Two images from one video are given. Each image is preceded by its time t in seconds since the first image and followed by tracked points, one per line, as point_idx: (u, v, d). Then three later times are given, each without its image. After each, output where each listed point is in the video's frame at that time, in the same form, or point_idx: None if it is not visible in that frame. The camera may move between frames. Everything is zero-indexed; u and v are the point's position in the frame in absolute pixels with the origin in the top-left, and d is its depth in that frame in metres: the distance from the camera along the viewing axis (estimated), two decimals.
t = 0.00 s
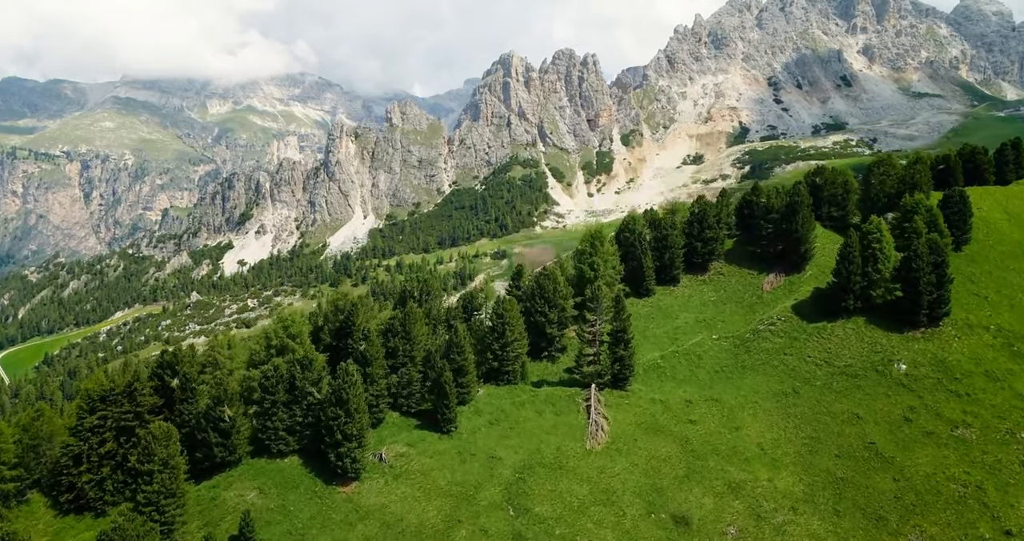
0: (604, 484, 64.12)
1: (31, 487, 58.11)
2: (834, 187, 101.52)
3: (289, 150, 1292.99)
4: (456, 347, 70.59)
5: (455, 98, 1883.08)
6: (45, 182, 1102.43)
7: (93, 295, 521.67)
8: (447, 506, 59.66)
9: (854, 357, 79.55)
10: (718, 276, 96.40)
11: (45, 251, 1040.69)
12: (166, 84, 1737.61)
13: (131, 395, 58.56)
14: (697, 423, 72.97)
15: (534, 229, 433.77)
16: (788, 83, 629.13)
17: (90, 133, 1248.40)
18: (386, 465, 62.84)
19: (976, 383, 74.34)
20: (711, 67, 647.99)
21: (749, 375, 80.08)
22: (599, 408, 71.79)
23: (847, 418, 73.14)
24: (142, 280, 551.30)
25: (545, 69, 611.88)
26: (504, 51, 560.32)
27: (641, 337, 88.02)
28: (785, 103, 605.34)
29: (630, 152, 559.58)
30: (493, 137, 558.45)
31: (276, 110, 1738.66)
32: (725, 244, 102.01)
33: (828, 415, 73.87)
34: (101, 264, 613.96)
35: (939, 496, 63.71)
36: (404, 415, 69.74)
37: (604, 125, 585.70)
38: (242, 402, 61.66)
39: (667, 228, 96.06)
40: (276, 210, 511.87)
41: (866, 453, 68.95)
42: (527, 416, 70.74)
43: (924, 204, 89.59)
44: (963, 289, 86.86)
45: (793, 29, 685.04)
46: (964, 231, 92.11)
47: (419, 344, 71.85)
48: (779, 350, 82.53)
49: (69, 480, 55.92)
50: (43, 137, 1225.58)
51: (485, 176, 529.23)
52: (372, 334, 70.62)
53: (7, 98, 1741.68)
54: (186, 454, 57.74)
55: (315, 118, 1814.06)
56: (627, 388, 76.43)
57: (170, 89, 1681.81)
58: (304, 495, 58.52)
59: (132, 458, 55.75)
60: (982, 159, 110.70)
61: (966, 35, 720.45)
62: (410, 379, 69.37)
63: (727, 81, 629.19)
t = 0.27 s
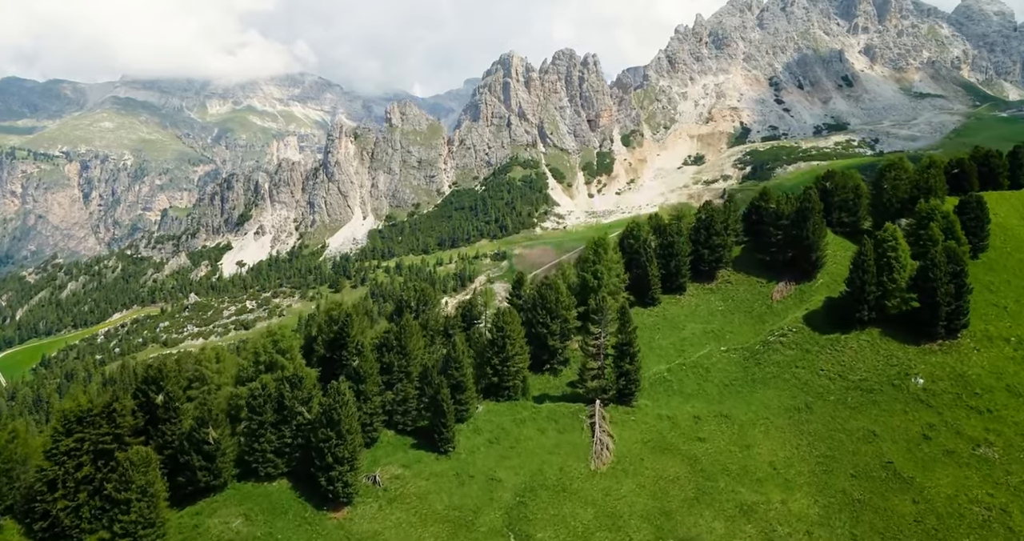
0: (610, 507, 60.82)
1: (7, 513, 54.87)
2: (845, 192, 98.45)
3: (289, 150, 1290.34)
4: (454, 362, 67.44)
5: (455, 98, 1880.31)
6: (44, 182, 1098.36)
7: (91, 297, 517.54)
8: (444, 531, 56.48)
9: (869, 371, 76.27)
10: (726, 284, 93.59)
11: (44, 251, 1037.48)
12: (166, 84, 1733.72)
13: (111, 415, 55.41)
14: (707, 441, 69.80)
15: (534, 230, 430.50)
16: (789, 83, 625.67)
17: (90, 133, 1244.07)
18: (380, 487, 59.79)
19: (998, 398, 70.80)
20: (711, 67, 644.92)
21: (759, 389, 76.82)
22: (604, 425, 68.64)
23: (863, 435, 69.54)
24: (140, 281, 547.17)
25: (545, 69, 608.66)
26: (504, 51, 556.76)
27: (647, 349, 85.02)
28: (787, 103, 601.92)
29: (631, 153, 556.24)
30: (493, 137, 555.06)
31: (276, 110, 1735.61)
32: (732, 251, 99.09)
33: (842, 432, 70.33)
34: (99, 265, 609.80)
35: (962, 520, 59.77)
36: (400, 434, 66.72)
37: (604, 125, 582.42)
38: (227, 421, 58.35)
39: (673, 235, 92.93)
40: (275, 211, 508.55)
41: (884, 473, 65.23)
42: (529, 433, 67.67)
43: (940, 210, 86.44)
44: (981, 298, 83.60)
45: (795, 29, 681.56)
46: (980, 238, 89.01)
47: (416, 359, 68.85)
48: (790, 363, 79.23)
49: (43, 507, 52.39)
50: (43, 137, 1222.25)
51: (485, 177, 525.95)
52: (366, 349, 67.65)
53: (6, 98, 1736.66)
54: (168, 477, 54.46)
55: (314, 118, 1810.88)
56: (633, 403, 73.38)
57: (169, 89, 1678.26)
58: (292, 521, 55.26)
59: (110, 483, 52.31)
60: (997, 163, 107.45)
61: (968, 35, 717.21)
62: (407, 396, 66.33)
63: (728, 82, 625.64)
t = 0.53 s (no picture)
0: (616, 532, 57.49)
1: None
2: (856, 197, 95.43)
3: (289, 151, 1287.92)
4: (452, 379, 64.42)
5: (455, 98, 1877.32)
6: (43, 182, 1094.87)
7: (88, 298, 513.75)
8: None
9: (884, 385, 72.91)
10: (734, 293, 90.90)
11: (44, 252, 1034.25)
12: (165, 84, 1730.55)
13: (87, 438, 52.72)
14: (716, 461, 66.47)
15: (535, 232, 427.12)
16: (790, 83, 622.07)
17: (89, 133, 1240.59)
18: (373, 512, 56.75)
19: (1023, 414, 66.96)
20: (712, 67, 641.80)
21: (770, 405, 73.59)
22: (608, 443, 65.42)
23: (881, 454, 65.75)
24: (139, 282, 543.54)
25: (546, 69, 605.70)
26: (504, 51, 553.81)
27: (652, 361, 82.13)
28: (788, 103, 598.66)
29: (631, 153, 552.96)
30: (493, 138, 551.70)
31: (276, 110, 1732.61)
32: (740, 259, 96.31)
33: (858, 450, 66.65)
34: (98, 266, 606.26)
35: None
36: (396, 454, 63.72)
37: (605, 126, 579.26)
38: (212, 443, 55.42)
39: (679, 243, 90.11)
40: (273, 212, 505.84)
41: (903, 494, 61.35)
42: (531, 452, 64.64)
43: (957, 217, 83.22)
44: (1001, 308, 80.29)
45: (796, 29, 678.45)
46: (998, 245, 85.83)
47: (411, 376, 66.03)
48: (802, 378, 76.02)
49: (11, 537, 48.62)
50: (42, 137, 1219.70)
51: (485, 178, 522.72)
52: (359, 366, 64.77)
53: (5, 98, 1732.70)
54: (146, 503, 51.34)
55: (314, 118, 1807.69)
56: (639, 420, 70.30)
57: (169, 89, 1675.33)
58: None
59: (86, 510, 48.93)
60: (1013, 167, 104.12)
61: (970, 35, 713.97)
62: (403, 414, 63.47)
63: (729, 82, 622.36)
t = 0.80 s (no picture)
0: None
1: None
2: (869, 203, 92.32)
3: (288, 150, 1285.66)
4: (450, 397, 61.30)
5: (455, 98, 1874.01)
6: (42, 182, 1091.32)
7: (86, 300, 509.92)
8: None
9: (903, 401, 69.53)
10: (742, 303, 88.11)
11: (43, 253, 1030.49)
12: (165, 84, 1726.88)
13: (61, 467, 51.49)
14: (726, 482, 63.07)
15: (535, 233, 423.08)
16: (791, 83, 618.22)
17: (88, 133, 1237.18)
18: None
19: None
20: (713, 67, 638.28)
21: (782, 422, 70.40)
22: (614, 465, 62.20)
23: (901, 474, 62.09)
24: (137, 283, 539.79)
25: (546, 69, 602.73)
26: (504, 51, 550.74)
27: (659, 375, 79.19)
28: (789, 103, 595.20)
29: (632, 154, 549.37)
30: (493, 138, 547.96)
31: (275, 110, 1727.77)
32: (749, 267, 93.61)
33: (875, 470, 63.10)
34: (96, 267, 602.48)
35: None
36: (392, 476, 60.79)
37: (605, 126, 576.06)
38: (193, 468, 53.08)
39: (686, 251, 87.37)
40: (272, 213, 502.88)
41: (924, 518, 57.68)
42: (532, 474, 61.52)
43: (976, 224, 79.99)
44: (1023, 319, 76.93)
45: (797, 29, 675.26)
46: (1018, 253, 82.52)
47: (407, 395, 63.31)
48: (815, 393, 72.83)
49: None
50: (42, 138, 1216.97)
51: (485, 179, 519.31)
52: (352, 384, 62.13)
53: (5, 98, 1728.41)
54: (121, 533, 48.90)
55: (314, 118, 1803.63)
56: (646, 439, 67.16)
57: (168, 89, 1671.94)
58: None
59: None
60: None
61: (971, 35, 710.78)
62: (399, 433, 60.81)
63: (730, 82, 618.80)
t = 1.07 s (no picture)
0: None
1: None
2: (883, 209, 89.09)
3: (288, 151, 1283.47)
4: (446, 418, 58.13)
5: (455, 98, 1871.03)
6: (41, 183, 1088.30)
7: (84, 301, 506.38)
8: None
9: (924, 419, 66.15)
10: (752, 314, 85.14)
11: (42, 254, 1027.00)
12: (165, 84, 1723.34)
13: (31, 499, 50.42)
14: (739, 506, 59.66)
15: (535, 234, 419.75)
16: (792, 84, 614.16)
17: (88, 133, 1234.51)
18: None
19: None
20: (714, 67, 634.59)
21: (795, 441, 67.16)
22: (620, 488, 58.95)
23: (922, 498, 58.59)
24: (135, 284, 536.13)
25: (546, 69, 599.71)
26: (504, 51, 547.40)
27: (667, 390, 76.16)
28: (791, 104, 591.51)
29: (633, 155, 545.41)
30: (493, 138, 544.17)
31: (275, 110, 1724.38)
32: (758, 275, 90.76)
33: (895, 493, 59.64)
34: (94, 268, 598.97)
35: None
36: (386, 501, 57.70)
37: (606, 126, 572.77)
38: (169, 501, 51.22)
39: (694, 259, 84.46)
40: (271, 214, 499.82)
41: None
42: (535, 497, 58.32)
43: (996, 232, 76.81)
44: None
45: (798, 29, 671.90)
46: None
47: (401, 415, 60.57)
48: (829, 411, 69.64)
49: None
50: (41, 138, 1214.60)
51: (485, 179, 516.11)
52: (344, 404, 59.35)
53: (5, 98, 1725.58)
54: None
55: (313, 118, 1800.17)
56: (653, 459, 63.90)
57: (168, 89, 1668.60)
58: None
59: None
60: None
61: (973, 35, 707.31)
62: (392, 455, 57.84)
63: (731, 82, 615.16)
